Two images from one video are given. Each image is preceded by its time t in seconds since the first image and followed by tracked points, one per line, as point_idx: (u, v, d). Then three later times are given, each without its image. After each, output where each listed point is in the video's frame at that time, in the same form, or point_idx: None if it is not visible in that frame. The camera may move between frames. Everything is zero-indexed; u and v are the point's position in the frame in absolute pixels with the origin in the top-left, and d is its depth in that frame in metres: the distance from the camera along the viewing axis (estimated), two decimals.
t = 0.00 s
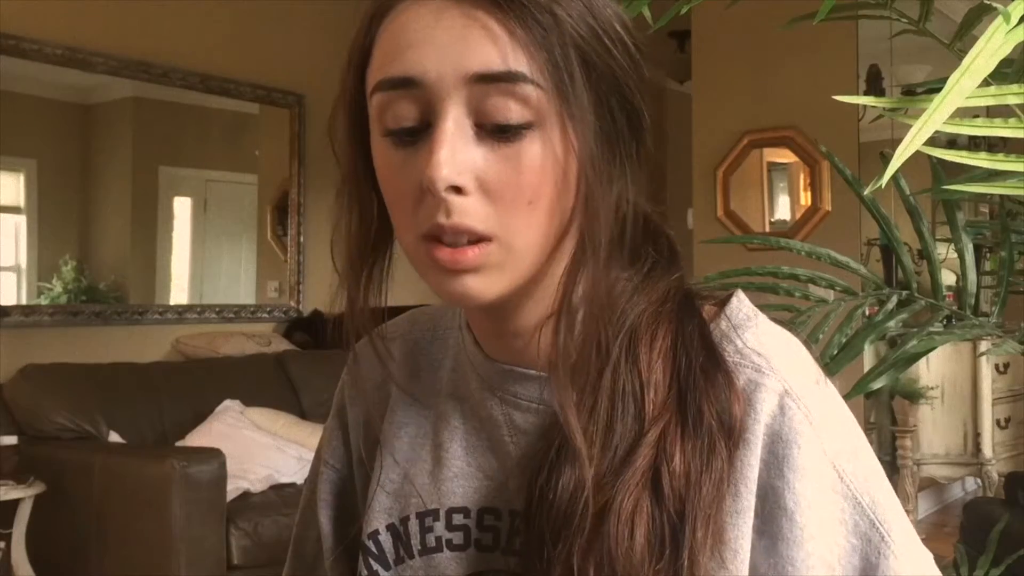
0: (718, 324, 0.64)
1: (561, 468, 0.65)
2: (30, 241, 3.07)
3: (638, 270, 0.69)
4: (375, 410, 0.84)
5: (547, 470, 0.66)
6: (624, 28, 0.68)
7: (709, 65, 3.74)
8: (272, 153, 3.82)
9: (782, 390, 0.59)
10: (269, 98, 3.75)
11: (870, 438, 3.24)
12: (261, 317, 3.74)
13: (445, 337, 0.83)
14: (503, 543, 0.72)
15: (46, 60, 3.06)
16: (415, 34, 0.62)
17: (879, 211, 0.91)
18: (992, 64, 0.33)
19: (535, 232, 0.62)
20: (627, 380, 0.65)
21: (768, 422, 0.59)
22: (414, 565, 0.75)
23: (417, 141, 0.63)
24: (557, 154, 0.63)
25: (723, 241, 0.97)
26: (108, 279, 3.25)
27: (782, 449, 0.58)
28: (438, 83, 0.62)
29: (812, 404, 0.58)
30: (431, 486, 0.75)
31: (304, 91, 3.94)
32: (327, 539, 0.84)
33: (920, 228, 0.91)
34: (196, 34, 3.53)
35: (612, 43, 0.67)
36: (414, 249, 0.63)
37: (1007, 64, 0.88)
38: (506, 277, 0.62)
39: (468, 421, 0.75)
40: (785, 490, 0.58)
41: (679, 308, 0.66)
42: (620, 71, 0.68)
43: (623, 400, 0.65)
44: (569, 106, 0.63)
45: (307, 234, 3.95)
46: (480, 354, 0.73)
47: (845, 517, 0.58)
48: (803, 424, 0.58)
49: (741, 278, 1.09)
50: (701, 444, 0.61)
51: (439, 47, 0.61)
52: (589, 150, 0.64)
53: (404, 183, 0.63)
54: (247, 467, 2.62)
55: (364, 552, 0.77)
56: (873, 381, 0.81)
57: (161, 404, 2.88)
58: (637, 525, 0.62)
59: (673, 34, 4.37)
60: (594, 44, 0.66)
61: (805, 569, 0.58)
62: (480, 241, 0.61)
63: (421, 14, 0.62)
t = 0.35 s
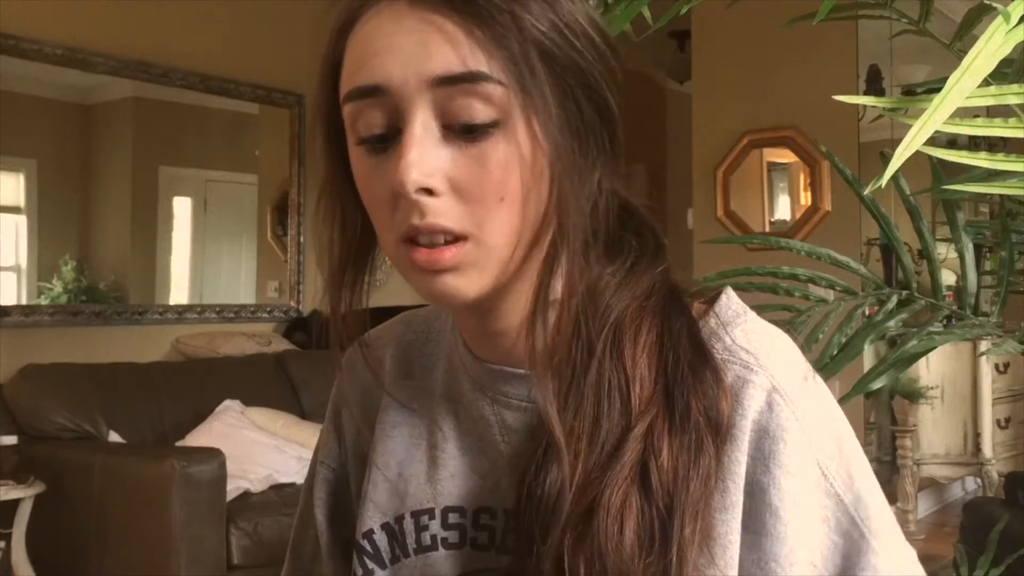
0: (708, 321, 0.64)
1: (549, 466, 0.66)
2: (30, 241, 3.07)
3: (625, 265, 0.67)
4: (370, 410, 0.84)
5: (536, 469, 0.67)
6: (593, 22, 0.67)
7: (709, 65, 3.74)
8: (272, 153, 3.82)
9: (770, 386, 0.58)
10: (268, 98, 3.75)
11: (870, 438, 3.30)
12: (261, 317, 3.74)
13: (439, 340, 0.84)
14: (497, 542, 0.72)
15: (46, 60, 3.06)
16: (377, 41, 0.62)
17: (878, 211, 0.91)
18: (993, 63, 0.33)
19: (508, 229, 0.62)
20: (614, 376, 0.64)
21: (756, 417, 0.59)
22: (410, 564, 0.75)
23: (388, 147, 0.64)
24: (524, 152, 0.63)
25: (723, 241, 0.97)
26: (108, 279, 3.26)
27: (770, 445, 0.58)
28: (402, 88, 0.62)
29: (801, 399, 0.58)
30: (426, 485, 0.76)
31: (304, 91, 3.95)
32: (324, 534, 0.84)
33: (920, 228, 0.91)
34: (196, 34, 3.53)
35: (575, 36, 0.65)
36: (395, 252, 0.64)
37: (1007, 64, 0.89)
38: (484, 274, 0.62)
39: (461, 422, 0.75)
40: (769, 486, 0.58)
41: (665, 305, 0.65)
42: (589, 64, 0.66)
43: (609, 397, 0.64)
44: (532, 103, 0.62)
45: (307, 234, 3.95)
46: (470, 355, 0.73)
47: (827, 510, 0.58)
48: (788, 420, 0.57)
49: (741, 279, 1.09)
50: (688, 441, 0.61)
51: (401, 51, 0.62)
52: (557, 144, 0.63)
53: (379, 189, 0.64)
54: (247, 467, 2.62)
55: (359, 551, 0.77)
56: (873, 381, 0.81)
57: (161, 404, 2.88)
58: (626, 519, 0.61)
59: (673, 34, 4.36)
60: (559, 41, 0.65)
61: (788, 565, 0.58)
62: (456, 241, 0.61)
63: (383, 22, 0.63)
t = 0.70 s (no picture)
0: (700, 326, 0.63)
1: (540, 462, 0.66)
2: (30, 241, 3.07)
3: (629, 265, 0.67)
4: (374, 408, 0.83)
5: (528, 468, 0.67)
6: (623, 40, 0.66)
7: (709, 65, 3.74)
8: (273, 153, 3.82)
9: (752, 389, 0.58)
10: (268, 98, 3.75)
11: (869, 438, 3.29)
12: (261, 317, 3.74)
13: (442, 338, 0.83)
14: (494, 541, 0.72)
15: (46, 60, 3.06)
16: (407, 42, 0.62)
17: (878, 211, 0.91)
18: (992, 64, 0.33)
19: (523, 238, 0.62)
20: (606, 377, 0.64)
21: (735, 421, 0.59)
22: (408, 563, 0.75)
23: (412, 145, 0.63)
24: (544, 165, 0.62)
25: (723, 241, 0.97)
26: (108, 278, 3.26)
27: (739, 449, 0.58)
28: (427, 92, 0.61)
29: (778, 406, 0.58)
30: (423, 484, 0.76)
31: (305, 91, 3.95)
32: (326, 531, 0.84)
33: (920, 229, 0.91)
34: (197, 34, 3.53)
35: (605, 54, 0.65)
36: (407, 249, 0.64)
37: (1006, 64, 0.88)
38: (495, 280, 0.62)
39: (458, 422, 0.75)
40: (731, 490, 0.58)
41: (665, 307, 0.65)
42: (615, 84, 0.66)
43: (602, 396, 0.64)
44: (555, 117, 0.62)
45: (308, 234, 3.96)
46: (470, 356, 0.73)
47: (774, 524, 0.58)
48: (763, 426, 0.58)
49: (741, 280, 1.09)
50: (671, 443, 0.61)
51: (429, 55, 0.61)
52: (575, 159, 0.64)
53: (397, 186, 0.63)
54: (246, 467, 2.62)
55: (360, 550, 0.77)
56: (874, 381, 0.80)
57: (161, 403, 2.88)
58: (608, 519, 0.61)
59: (673, 34, 4.36)
60: (586, 58, 0.64)
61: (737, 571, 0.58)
62: (469, 246, 0.61)
63: (415, 24, 0.62)
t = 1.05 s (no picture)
0: (698, 333, 0.64)
1: (533, 470, 0.65)
2: (30, 240, 3.07)
3: (629, 269, 0.67)
4: (367, 409, 0.84)
5: (521, 477, 0.67)
6: (643, 45, 0.66)
7: (709, 65, 3.74)
8: (273, 153, 3.82)
9: (751, 401, 0.59)
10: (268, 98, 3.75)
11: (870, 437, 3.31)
12: (261, 317, 3.74)
13: (432, 339, 0.82)
14: (486, 549, 0.72)
15: (46, 60, 3.06)
16: (428, 31, 0.61)
17: (878, 210, 0.91)
18: (991, 65, 0.33)
19: (528, 242, 0.61)
20: (602, 384, 0.64)
21: (734, 432, 0.59)
22: (399, 570, 0.75)
23: (421, 136, 0.63)
24: (556, 167, 0.62)
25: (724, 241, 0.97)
26: (108, 278, 3.26)
27: (739, 462, 0.59)
28: (444, 86, 0.61)
29: (778, 416, 0.58)
30: (416, 491, 0.76)
31: (305, 90, 3.95)
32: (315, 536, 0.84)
33: (920, 229, 0.91)
34: (197, 34, 3.54)
35: (628, 59, 0.65)
36: (406, 243, 0.63)
37: (1007, 64, 0.89)
38: (498, 283, 0.61)
39: (452, 429, 0.76)
40: (730, 503, 0.59)
41: (663, 313, 0.65)
42: (635, 92, 0.65)
43: (598, 405, 0.64)
44: (573, 120, 0.62)
45: (307, 234, 3.96)
46: (464, 361, 0.73)
47: (774, 537, 0.59)
48: (764, 438, 0.58)
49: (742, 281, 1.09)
50: (667, 455, 0.61)
51: (450, 48, 0.60)
52: (592, 165, 0.62)
53: (402, 177, 0.63)
54: (246, 467, 2.62)
55: (351, 556, 0.77)
56: (874, 381, 0.80)
57: (161, 403, 2.88)
58: (603, 531, 0.61)
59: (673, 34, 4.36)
60: (608, 61, 0.64)
61: None
62: (473, 245, 0.61)
63: (439, 12, 0.61)
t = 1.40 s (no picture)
0: (702, 330, 0.64)
1: (542, 471, 0.65)
2: (30, 240, 3.07)
3: (626, 271, 0.67)
4: (368, 407, 0.84)
5: (528, 476, 0.66)
6: (611, 34, 0.66)
7: (708, 65, 3.74)
8: (273, 153, 3.82)
9: (759, 396, 0.59)
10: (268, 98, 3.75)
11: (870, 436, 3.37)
12: (261, 317, 3.74)
13: (435, 341, 0.83)
14: (490, 547, 0.72)
15: (46, 60, 3.07)
16: (390, 44, 0.61)
17: (878, 211, 0.90)
18: (992, 64, 0.33)
19: (514, 245, 0.61)
20: (608, 382, 0.64)
21: (743, 429, 0.59)
22: (404, 567, 0.75)
23: (396, 153, 0.63)
24: (534, 167, 0.62)
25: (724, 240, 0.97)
26: (108, 278, 3.25)
27: (753, 457, 0.58)
28: (412, 97, 0.61)
29: (788, 412, 0.58)
30: (421, 489, 0.76)
31: (305, 90, 3.95)
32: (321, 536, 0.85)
33: (920, 229, 0.91)
34: (197, 34, 3.54)
35: (594, 49, 0.64)
36: (397, 259, 0.63)
37: (1007, 64, 0.89)
38: (489, 289, 0.61)
39: (458, 427, 0.76)
40: (748, 498, 0.58)
41: (666, 311, 0.65)
42: (606, 80, 0.65)
43: (605, 404, 0.64)
44: (546, 116, 0.62)
45: (308, 234, 3.96)
46: (467, 360, 0.73)
47: (798, 529, 0.59)
48: (775, 433, 0.58)
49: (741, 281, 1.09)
50: (676, 451, 0.61)
51: (413, 58, 0.60)
52: (570, 160, 0.62)
53: (385, 194, 0.63)
54: (247, 467, 2.62)
55: (356, 555, 0.77)
56: (873, 381, 0.80)
57: (161, 403, 2.88)
58: (615, 530, 0.61)
59: (673, 34, 4.37)
60: (574, 53, 0.63)
61: None
62: (462, 254, 0.60)
63: (397, 25, 0.61)
